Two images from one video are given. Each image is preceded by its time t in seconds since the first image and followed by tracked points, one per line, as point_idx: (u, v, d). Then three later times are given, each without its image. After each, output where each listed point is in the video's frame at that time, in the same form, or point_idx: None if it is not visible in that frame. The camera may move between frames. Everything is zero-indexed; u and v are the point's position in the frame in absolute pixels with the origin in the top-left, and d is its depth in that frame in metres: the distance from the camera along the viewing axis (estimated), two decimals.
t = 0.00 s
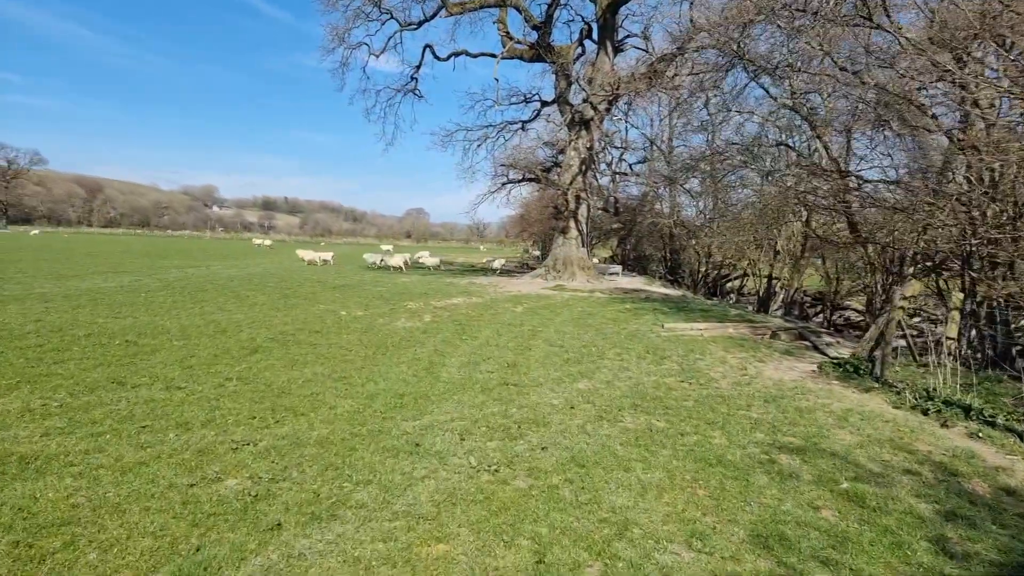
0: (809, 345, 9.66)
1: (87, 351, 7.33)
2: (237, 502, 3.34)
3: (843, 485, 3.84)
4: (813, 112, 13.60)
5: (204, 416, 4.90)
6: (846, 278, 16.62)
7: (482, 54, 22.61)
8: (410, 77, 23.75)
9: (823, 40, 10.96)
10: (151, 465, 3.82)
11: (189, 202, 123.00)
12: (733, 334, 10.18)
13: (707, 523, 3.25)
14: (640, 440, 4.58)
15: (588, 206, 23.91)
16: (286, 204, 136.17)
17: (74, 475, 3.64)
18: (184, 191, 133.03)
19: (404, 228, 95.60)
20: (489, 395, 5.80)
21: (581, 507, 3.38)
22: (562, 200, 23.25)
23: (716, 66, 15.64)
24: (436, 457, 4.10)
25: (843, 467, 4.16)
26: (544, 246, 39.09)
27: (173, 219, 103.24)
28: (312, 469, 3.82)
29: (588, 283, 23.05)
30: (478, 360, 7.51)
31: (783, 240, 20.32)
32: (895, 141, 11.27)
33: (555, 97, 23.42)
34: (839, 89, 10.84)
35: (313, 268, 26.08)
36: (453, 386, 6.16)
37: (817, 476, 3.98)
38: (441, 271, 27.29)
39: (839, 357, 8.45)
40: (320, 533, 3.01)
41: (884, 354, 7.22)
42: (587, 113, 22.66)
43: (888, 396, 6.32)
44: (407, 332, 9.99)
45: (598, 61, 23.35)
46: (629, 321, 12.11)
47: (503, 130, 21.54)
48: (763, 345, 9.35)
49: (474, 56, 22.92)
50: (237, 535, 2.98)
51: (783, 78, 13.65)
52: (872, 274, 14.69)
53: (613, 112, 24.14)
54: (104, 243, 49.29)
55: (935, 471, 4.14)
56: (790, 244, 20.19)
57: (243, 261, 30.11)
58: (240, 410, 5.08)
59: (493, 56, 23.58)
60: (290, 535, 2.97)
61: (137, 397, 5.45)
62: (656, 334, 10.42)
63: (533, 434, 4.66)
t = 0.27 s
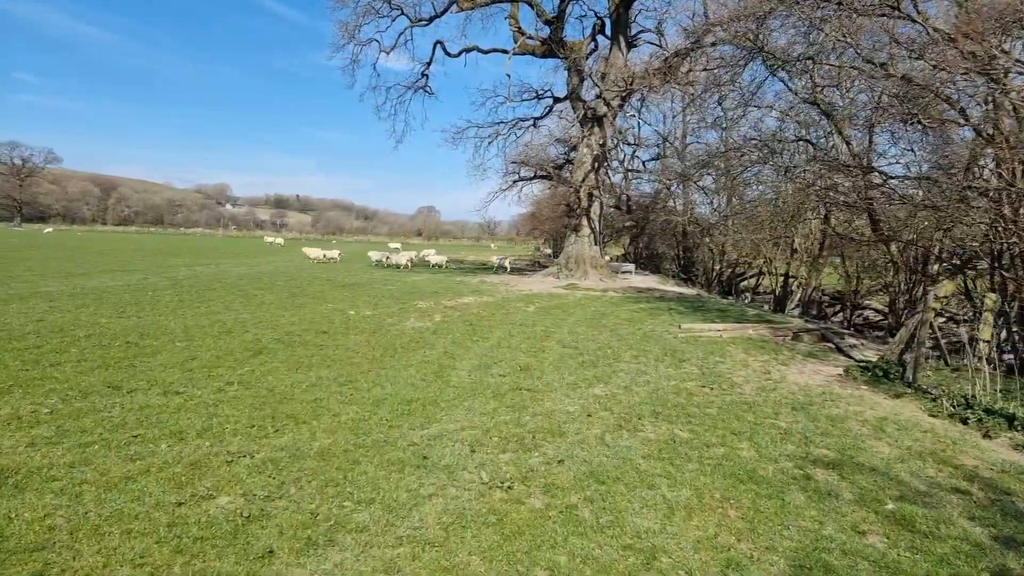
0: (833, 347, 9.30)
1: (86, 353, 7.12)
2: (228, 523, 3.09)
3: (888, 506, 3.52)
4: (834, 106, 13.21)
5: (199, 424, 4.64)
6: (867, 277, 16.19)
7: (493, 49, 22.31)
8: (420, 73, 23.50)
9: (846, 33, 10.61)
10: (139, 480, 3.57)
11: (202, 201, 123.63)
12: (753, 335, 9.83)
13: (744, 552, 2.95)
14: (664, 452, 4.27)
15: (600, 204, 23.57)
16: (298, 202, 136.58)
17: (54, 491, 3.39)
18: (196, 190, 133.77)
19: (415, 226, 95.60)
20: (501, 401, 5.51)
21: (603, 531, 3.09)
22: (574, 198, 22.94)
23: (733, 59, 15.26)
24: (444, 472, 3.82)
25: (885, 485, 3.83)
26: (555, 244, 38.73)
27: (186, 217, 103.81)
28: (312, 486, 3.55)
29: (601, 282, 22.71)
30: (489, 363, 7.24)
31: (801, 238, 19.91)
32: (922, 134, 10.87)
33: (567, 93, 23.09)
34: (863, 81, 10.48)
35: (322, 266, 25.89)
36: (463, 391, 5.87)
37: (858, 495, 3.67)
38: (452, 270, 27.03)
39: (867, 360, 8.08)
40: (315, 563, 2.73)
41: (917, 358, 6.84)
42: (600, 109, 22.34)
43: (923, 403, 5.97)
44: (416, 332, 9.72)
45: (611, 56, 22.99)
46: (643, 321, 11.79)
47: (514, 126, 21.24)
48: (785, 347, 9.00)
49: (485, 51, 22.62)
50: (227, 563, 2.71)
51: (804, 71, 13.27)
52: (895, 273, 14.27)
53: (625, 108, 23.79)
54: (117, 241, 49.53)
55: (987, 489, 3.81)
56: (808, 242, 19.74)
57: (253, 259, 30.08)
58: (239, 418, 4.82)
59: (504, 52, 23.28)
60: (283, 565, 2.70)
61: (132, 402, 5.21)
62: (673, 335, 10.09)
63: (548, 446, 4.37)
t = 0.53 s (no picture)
0: (855, 349, 8.96)
1: (80, 356, 6.87)
2: (213, 550, 2.81)
3: (937, 531, 3.21)
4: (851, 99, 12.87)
5: (190, 434, 4.36)
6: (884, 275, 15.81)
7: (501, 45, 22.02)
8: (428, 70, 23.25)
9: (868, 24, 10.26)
10: (121, 498, 3.30)
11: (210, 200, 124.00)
12: (770, 337, 9.50)
13: None
14: (687, 467, 3.97)
15: (610, 202, 23.25)
16: (306, 201, 136.78)
17: (29, 512, 3.12)
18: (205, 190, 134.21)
19: (423, 226, 95.51)
20: (511, 409, 5.22)
21: (626, 561, 2.80)
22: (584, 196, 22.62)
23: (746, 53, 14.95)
24: (451, 489, 3.53)
25: (930, 506, 3.52)
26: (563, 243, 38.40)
27: (194, 216, 104.13)
28: (308, 506, 3.27)
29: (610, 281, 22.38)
30: (497, 367, 6.95)
31: (815, 236, 19.53)
32: (944, 128, 10.53)
33: (576, 89, 22.78)
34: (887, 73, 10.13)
35: (328, 266, 25.66)
36: (471, 397, 5.58)
37: (902, 517, 3.36)
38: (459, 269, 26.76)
39: (892, 364, 7.73)
40: None
41: (948, 363, 6.50)
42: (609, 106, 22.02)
43: (958, 411, 5.64)
44: (422, 334, 9.43)
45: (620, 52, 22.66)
46: (656, 322, 11.46)
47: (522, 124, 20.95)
48: (804, 350, 8.67)
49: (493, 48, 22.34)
50: None
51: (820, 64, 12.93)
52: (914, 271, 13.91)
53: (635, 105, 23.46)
54: (125, 241, 49.56)
55: None
56: (822, 240, 19.36)
57: (260, 258, 29.87)
58: (232, 428, 4.54)
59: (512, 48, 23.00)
60: None
61: (121, 410, 4.93)
62: (687, 337, 9.77)
63: (562, 459, 4.08)
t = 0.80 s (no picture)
0: (873, 352, 8.63)
1: (67, 362, 6.61)
2: None
3: (987, 561, 2.91)
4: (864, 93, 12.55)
5: (172, 450, 4.09)
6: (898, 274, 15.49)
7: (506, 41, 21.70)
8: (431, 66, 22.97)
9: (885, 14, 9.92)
10: (92, 526, 3.04)
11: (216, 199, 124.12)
12: (784, 339, 9.18)
13: None
14: (706, 487, 3.68)
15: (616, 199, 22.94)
16: (311, 200, 136.74)
17: None
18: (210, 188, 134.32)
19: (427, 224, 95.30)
20: (517, 419, 4.93)
21: None
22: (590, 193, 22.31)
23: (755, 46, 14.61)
24: (451, 514, 3.25)
25: (976, 532, 3.22)
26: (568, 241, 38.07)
27: (200, 215, 104.20)
28: (295, 534, 3.00)
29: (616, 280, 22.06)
30: (502, 372, 6.66)
31: (826, 234, 19.18)
32: (963, 122, 10.21)
33: (581, 85, 22.47)
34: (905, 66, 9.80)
35: (331, 265, 25.41)
36: (474, 407, 5.29)
37: (946, 546, 3.06)
38: (463, 268, 26.47)
39: (914, 368, 7.40)
40: None
41: (977, 367, 6.16)
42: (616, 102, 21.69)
43: (990, 421, 5.32)
44: (424, 337, 9.14)
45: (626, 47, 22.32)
46: (665, 323, 11.15)
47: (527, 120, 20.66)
48: (821, 353, 8.35)
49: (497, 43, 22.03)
50: None
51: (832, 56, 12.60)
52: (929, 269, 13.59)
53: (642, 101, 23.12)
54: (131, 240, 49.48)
55: None
56: (834, 239, 19.02)
57: (263, 258, 29.63)
58: (218, 443, 4.27)
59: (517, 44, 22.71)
60: None
61: (102, 423, 4.66)
62: (698, 338, 9.45)
63: (572, 477, 3.79)
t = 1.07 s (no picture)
0: (889, 354, 8.31)
1: (49, 365, 6.34)
2: None
3: None
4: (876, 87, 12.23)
5: (146, 464, 3.80)
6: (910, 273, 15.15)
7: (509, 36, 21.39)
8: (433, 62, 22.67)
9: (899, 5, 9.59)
10: (45, 554, 2.76)
11: (220, 197, 124.08)
12: (796, 340, 8.86)
13: None
14: (722, 506, 3.38)
15: (620, 196, 22.63)
16: (314, 198, 136.61)
17: None
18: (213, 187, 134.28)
19: (431, 222, 95.04)
20: (517, 428, 4.63)
21: None
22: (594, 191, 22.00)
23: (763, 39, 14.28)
24: (443, 538, 2.96)
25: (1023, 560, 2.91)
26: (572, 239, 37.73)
27: (203, 213, 104.13)
28: (268, 564, 2.72)
29: (620, 278, 21.74)
30: (503, 376, 6.35)
31: (835, 232, 18.84)
32: (980, 117, 9.88)
33: (586, 81, 22.15)
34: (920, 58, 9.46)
35: (333, 263, 25.15)
36: (473, 414, 4.99)
37: None
38: (466, 267, 26.18)
39: (934, 371, 7.07)
40: None
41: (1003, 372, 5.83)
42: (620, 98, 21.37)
43: (1021, 429, 4.99)
44: (423, 337, 8.85)
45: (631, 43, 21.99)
46: (672, 323, 10.84)
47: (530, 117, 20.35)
48: (835, 355, 8.02)
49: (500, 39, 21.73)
50: None
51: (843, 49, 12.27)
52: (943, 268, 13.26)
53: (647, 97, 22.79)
54: (134, 238, 49.37)
55: None
56: (843, 237, 18.67)
57: (265, 256, 29.40)
58: (196, 456, 3.98)
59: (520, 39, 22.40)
60: None
61: (75, 433, 4.38)
62: (707, 339, 9.13)
63: (577, 494, 3.49)
